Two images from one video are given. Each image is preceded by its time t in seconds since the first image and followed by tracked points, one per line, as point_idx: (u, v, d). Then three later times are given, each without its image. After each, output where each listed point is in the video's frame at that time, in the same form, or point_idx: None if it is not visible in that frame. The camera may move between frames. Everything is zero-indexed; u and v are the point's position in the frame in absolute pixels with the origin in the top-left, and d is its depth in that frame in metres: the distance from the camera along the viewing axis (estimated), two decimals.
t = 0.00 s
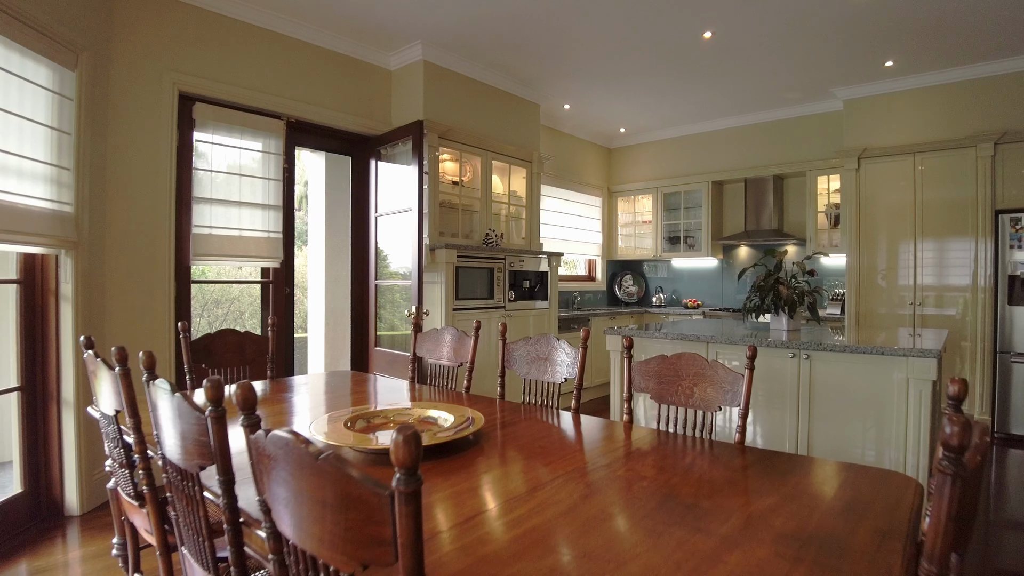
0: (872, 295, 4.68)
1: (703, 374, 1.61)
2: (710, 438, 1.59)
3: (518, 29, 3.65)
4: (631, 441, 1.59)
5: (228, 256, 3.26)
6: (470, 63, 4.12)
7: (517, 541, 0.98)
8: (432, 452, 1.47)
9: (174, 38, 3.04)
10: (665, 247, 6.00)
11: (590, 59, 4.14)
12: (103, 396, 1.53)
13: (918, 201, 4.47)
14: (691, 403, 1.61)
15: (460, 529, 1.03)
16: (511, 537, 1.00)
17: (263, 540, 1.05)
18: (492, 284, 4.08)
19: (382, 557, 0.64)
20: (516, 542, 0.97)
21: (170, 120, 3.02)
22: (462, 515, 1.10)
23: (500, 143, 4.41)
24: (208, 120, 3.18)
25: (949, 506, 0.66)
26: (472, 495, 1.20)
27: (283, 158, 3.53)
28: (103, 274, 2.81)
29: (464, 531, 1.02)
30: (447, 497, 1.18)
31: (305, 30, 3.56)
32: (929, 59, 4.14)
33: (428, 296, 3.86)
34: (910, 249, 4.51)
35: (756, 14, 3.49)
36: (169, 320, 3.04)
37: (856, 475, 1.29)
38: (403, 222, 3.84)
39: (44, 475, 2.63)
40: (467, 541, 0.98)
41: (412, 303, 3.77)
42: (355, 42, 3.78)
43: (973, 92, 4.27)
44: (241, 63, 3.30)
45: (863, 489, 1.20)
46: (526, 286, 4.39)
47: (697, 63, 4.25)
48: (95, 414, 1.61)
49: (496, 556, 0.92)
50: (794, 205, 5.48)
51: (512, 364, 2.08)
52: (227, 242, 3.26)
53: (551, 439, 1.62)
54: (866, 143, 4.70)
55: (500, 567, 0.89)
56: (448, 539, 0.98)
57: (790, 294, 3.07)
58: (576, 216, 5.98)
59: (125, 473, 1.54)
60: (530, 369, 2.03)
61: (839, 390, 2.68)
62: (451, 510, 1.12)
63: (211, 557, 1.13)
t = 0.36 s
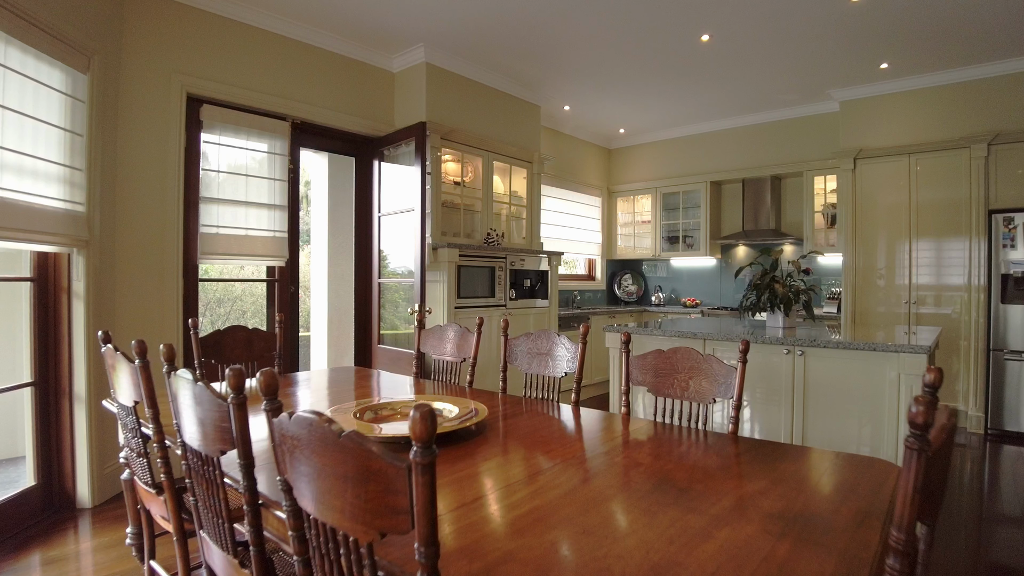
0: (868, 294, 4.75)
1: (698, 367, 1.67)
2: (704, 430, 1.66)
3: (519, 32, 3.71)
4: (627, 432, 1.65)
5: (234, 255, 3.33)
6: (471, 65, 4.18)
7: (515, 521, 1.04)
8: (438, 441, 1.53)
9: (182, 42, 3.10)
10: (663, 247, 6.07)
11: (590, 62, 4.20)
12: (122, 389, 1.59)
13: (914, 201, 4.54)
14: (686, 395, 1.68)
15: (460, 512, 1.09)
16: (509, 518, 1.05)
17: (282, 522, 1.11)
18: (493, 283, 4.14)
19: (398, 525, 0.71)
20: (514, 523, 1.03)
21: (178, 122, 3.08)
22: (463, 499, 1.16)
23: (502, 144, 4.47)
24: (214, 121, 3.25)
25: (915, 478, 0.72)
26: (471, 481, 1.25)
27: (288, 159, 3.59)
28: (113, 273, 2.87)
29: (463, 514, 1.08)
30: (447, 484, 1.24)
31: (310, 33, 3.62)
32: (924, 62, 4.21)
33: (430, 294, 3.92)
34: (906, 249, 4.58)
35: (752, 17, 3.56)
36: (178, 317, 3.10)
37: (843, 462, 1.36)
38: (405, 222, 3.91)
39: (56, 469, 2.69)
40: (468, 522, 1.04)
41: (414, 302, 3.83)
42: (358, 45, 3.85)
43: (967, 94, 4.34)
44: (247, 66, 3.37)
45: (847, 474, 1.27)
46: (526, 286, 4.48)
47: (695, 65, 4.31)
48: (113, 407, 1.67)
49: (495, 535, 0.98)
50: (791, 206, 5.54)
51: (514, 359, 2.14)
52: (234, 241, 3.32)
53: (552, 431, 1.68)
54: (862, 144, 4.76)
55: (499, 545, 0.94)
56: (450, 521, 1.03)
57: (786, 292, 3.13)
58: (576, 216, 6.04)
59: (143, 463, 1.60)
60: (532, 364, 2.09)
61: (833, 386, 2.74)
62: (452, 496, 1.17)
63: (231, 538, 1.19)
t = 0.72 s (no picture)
0: (863, 293, 4.82)
1: (691, 363, 1.74)
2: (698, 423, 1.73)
3: (519, 37, 3.79)
4: (623, 425, 1.73)
5: (241, 255, 3.40)
6: (472, 68, 4.25)
7: (515, 504, 1.11)
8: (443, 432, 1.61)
9: (190, 47, 3.17)
10: (662, 247, 6.14)
11: (589, 65, 4.27)
12: (139, 383, 1.66)
13: (907, 202, 4.61)
14: (680, 389, 1.75)
15: (463, 496, 1.16)
16: (509, 501, 1.12)
17: (298, 505, 1.18)
18: (494, 282, 4.22)
19: (411, 499, 0.78)
20: (513, 505, 1.10)
21: (186, 125, 3.15)
22: (465, 485, 1.22)
23: (502, 146, 4.54)
24: (221, 124, 3.31)
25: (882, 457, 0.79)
26: (473, 469, 1.32)
27: (293, 160, 3.66)
28: (123, 273, 2.94)
29: (466, 497, 1.15)
30: (450, 472, 1.31)
31: (315, 38, 3.69)
32: (917, 65, 4.28)
33: (432, 294, 3.99)
34: (900, 249, 4.66)
35: (749, 22, 3.63)
36: (186, 316, 3.17)
37: (826, 452, 1.43)
38: (408, 222, 3.98)
39: (68, 463, 2.76)
40: (470, 504, 1.11)
41: (417, 302, 3.90)
42: (361, 49, 3.92)
43: (960, 97, 4.41)
44: (252, 70, 3.44)
45: (830, 463, 1.34)
46: (526, 285, 4.54)
47: (693, 69, 4.38)
48: (130, 400, 1.74)
49: (496, 516, 1.05)
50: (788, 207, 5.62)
51: (515, 355, 2.22)
52: (240, 242, 3.39)
53: (551, 424, 1.75)
54: (857, 146, 4.83)
55: (500, 524, 1.01)
56: (453, 504, 1.10)
57: (780, 292, 3.20)
58: (576, 216, 6.11)
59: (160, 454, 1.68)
60: (532, 360, 2.16)
61: (826, 382, 2.82)
62: (455, 482, 1.24)
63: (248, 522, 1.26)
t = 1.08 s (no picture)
0: (857, 293, 4.91)
1: (685, 357, 1.82)
2: (690, 416, 1.80)
3: (519, 41, 3.87)
4: (618, 418, 1.80)
5: (247, 254, 3.47)
6: (473, 71, 4.33)
7: (513, 486, 1.19)
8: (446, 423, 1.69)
9: (198, 51, 3.25)
10: (660, 247, 6.23)
11: (588, 69, 4.35)
12: (156, 376, 1.74)
13: (901, 203, 4.70)
14: (674, 383, 1.83)
15: (465, 479, 1.24)
16: (508, 483, 1.21)
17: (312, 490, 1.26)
18: (494, 282, 4.30)
19: (421, 476, 0.86)
20: (512, 487, 1.18)
21: (194, 127, 3.22)
22: (467, 469, 1.31)
23: (503, 147, 4.62)
24: (228, 127, 3.39)
25: (849, 437, 0.86)
26: (474, 456, 1.40)
27: (298, 162, 3.74)
28: (133, 272, 3.01)
29: (468, 481, 1.23)
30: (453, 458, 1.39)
31: (319, 42, 3.77)
32: (910, 68, 4.36)
33: (435, 293, 4.07)
34: (893, 250, 4.74)
35: (744, 27, 3.72)
36: (194, 314, 3.25)
37: (809, 440, 1.51)
38: (410, 223, 4.05)
39: (81, 457, 2.84)
40: (471, 486, 1.19)
41: (419, 301, 3.98)
42: (364, 53, 3.99)
43: (952, 100, 4.50)
44: (258, 74, 3.51)
45: (810, 450, 1.42)
46: (526, 284, 4.62)
47: (690, 72, 4.46)
48: (145, 393, 1.82)
49: (496, 497, 1.13)
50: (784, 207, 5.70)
51: (515, 351, 2.29)
52: (246, 242, 3.47)
53: (549, 417, 1.83)
54: (852, 148, 4.91)
55: (500, 503, 1.09)
56: (456, 486, 1.18)
57: (774, 291, 3.28)
58: (575, 217, 6.19)
59: (176, 445, 1.75)
60: (532, 356, 2.24)
61: (817, 378, 2.90)
62: (457, 467, 1.32)
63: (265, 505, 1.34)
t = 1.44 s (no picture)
0: (852, 292, 4.98)
1: (678, 352, 1.89)
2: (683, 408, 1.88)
3: (518, 45, 3.95)
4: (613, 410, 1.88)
5: (252, 254, 3.54)
6: (474, 74, 4.40)
7: (512, 470, 1.27)
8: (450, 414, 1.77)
9: (205, 55, 3.32)
10: (658, 247, 6.30)
11: (587, 71, 4.43)
12: (170, 370, 1.81)
13: (894, 204, 4.78)
14: (668, 377, 1.90)
15: (468, 464, 1.32)
16: (507, 468, 1.29)
17: (323, 475, 1.34)
18: (494, 281, 4.37)
19: (430, 456, 0.93)
20: (511, 471, 1.27)
21: (200, 130, 3.29)
22: (470, 456, 1.39)
23: (502, 149, 4.70)
24: (234, 129, 3.46)
25: (825, 421, 0.94)
26: (476, 444, 1.48)
27: (302, 163, 3.81)
28: (141, 272, 3.08)
29: (471, 465, 1.31)
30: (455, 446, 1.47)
31: (322, 46, 3.85)
32: (902, 72, 4.44)
33: (437, 292, 4.14)
34: (887, 250, 4.82)
35: (738, 31, 3.80)
36: (200, 313, 3.31)
37: (795, 429, 1.59)
38: (412, 223, 4.11)
39: (91, 452, 2.91)
40: (474, 470, 1.27)
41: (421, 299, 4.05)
42: (367, 56, 4.07)
43: (944, 102, 4.58)
44: (263, 77, 3.58)
45: (793, 438, 1.50)
46: (525, 284, 4.69)
47: (687, 75, 4.54)
48: (160, 387, 1.89)
49: (496, 479, 1.21)
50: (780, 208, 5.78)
51: (516, 347, 2.36)
52: (251, 242, 3.54)
53: (548, 410, 1.90)
54: (847, 149, 4.99)
55: (500, 485, 1.18)
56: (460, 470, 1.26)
57: (768, 289, 3.36)
58: (574, 217, 6.27)
59: (190, 436, 1.83)
60: (532, 353, 2.30)
61: (809, 374, 2.98)
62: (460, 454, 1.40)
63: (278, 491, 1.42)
